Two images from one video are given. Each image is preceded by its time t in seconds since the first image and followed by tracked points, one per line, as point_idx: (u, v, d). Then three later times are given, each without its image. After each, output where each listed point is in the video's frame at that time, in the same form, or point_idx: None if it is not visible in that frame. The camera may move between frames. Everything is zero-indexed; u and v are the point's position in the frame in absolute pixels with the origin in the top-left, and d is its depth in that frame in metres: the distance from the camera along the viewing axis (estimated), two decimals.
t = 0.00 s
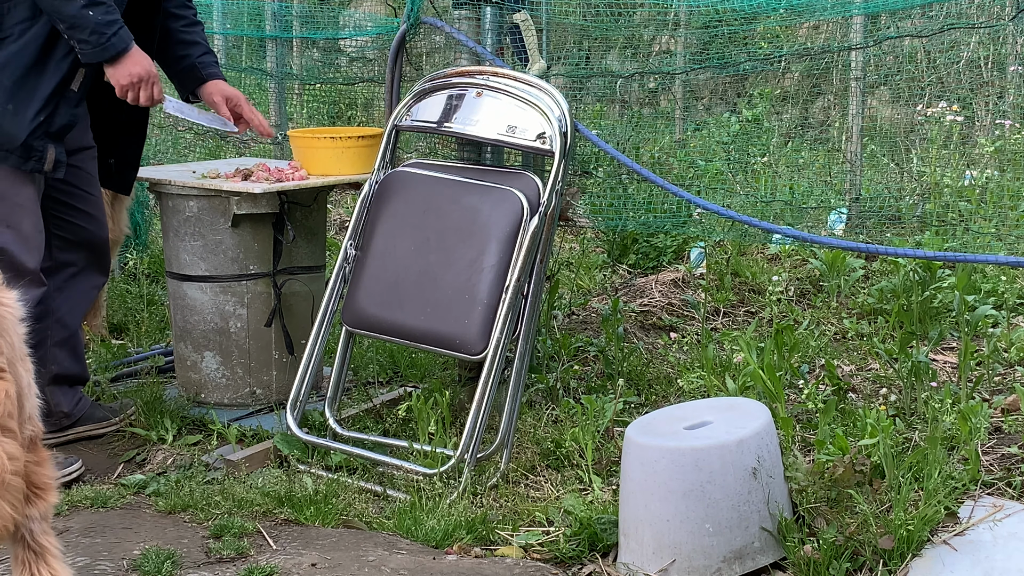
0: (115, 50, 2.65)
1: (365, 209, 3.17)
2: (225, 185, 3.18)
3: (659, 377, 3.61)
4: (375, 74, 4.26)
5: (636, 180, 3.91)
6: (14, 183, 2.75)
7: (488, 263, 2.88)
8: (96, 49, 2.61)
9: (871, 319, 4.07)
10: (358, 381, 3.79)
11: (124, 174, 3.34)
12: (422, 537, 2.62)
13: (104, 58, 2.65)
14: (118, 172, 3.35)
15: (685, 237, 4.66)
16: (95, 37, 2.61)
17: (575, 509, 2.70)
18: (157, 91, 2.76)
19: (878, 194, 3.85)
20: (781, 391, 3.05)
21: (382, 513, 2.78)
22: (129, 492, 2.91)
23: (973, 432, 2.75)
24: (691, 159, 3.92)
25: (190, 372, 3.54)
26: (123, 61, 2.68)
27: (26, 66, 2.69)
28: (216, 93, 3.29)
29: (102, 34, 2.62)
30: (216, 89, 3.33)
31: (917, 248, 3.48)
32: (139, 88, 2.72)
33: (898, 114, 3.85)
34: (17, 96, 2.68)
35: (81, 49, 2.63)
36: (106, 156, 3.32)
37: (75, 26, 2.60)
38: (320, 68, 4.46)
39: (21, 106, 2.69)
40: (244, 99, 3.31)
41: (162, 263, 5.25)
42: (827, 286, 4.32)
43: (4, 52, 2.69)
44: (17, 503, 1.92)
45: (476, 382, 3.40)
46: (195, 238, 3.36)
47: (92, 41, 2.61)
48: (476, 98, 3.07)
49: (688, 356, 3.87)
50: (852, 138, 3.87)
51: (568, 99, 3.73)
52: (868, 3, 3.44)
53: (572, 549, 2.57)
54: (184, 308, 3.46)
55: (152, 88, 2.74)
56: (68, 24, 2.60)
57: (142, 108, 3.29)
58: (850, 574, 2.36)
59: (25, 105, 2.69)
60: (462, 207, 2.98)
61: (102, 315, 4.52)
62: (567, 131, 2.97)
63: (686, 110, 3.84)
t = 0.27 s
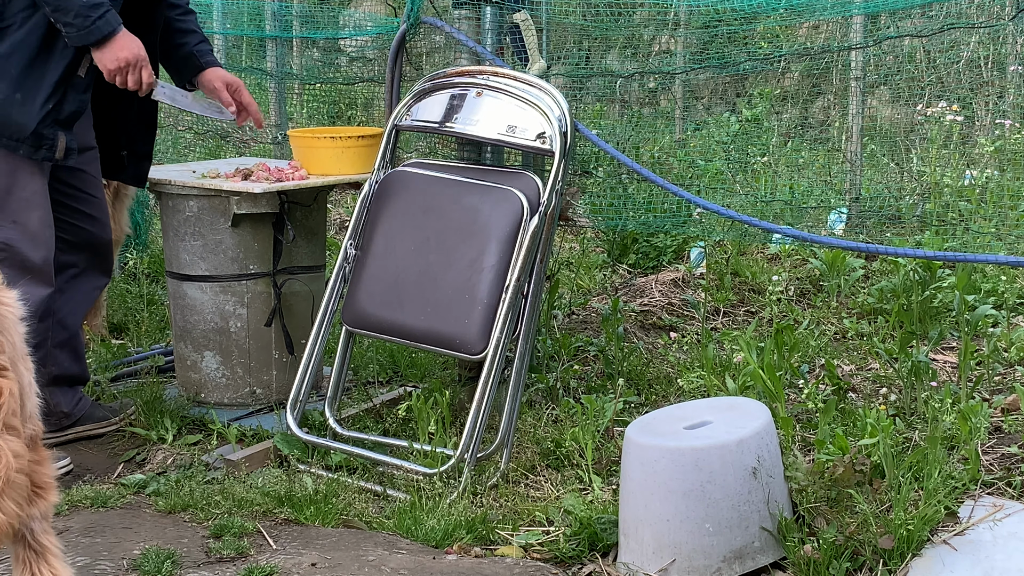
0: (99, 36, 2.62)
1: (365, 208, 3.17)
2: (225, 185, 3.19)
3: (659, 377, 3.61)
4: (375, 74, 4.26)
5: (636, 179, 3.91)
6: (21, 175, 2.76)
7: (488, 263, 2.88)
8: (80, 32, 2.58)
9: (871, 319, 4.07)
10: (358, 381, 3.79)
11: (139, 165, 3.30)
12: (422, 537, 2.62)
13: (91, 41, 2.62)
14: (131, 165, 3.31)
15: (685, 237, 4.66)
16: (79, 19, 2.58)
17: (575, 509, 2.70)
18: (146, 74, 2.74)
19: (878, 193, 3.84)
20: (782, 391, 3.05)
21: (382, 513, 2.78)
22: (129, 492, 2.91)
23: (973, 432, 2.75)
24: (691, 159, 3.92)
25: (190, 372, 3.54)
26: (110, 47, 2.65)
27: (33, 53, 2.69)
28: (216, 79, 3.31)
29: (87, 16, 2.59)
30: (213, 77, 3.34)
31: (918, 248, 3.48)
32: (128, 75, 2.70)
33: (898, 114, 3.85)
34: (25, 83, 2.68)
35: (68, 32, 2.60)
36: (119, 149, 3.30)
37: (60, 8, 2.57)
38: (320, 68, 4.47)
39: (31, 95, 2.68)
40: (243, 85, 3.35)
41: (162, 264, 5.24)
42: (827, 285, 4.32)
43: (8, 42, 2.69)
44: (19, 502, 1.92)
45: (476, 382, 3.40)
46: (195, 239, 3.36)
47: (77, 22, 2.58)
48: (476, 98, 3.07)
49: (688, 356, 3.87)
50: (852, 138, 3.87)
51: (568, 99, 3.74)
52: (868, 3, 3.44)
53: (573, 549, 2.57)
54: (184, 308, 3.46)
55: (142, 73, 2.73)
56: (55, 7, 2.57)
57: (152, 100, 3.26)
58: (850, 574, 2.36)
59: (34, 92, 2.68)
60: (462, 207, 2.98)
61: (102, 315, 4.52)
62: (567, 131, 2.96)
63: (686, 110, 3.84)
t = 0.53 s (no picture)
0: (65, 27, 2.51)
1: (365, 208, 3.17)
2: (225, 185, 3.17)
3: (659, 377, 3.61)
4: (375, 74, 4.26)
5: (636, 179, 3.91)
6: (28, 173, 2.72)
7: (488, 264, 2.88)
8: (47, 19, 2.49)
9: (871, 319, 4.07)
10: (358, 381, 3.79)
11: (163, 152, 3.26)
12: (422, 537, 2.62)
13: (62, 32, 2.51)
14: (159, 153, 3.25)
15: (685, 237, 4.66)
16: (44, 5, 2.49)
17: (575, 509, 2.70)
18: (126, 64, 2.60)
19: (878, 194, 3.84)
20: (782, 391, 3.05)
21: (382, 513, 2.78)
22: (129, 492, 2.91)
23: (973, 432, 2.75)
24: (691, 159, 3.92)
25: (190, 372, 3.54)
26: (84, 38, 2.53)
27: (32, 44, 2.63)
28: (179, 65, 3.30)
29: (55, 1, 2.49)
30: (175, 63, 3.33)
31: (918, 248, 3.48)
32: (102, 68, 2.57)
33: (898, 114, 3.85)
34: (25, 76, 2.63)
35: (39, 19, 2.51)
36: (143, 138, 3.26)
37: None
38: (320, 68, 4.47)
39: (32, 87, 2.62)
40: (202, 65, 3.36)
41: (162, 264, 5.24)
42: (827, 286, 4.32)
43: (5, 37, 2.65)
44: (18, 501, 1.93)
45: (476, 382, 3.40)
46: (195, 239, 3.36)
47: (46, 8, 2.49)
48: (476, 98, 3.06)
49: (688, 356, 3.87)
50: (852, 138, 3.88)
51: (568, 99, 3.74)
52: (868, 3, 3.45)
53: (573, 549, 2.57)
54: (184, 308, 3.46)
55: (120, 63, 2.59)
56: None
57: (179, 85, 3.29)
58: (850, 574, 2.36)
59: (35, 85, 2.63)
60: (463, 208, 2.97)
61: (102, 315, 4.52)
62: (568, 131, 2.96)
63: (686, 110, 3.84)
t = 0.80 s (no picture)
0: (56, 43, 2.36)
1: (365, 208, 3.16)
2: (225, 186, 3.15)
3: (659, 377, 3.61)
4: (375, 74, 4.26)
5: (636, 180, 3.91)
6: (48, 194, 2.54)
7: (488, 264, 2.88)
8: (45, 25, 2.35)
9: (871, 319, 4.07)
10: (358, 381, 3.79)
11: (183, 141, 3.29)
12: (422, 537, 2.62)
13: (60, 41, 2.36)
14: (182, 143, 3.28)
15: (685, 237, 4.66)
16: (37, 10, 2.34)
17: (575, 509, 2.70)
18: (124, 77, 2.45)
19: (879, 194, 3.84)
20: (782, 391, 3.05)
21: (382, 513, 2.78)
22: (129, 492, 2.91)
23: (973, 432, 2.75)
24: (691, 160, 3.91)
25: (190, 372, 3.54)
26: (78, 51, 2.39)
27: (37, 60, 2.49)
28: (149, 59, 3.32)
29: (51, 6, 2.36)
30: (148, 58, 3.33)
31: (918, 248, 3.48)
32: (99, 83, 2.43)
33: (898, 114, 3.84)
34: (37, 90, 2.46)
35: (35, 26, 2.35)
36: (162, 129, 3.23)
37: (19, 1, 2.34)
38: (320, 68, 4.47)
39: (44, 101, 2.46)
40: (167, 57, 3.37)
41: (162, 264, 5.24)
42: (827, 286, 4.32)
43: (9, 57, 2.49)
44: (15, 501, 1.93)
45: (476, 382, 3.40)
46: (196, 238, 3.36)
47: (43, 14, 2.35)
48: (475, 98, 3.07)
49: (688, 356, 3.87)
50: (852, 138, 3.88)
51: (568, 99, 3.74)
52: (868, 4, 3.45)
53: (573, 549, 2.57)
54: (185, 308, 3.46)
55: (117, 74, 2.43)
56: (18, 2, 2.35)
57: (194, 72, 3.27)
58: (850, 574, 2.36)
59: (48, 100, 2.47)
60: (463, 208, 2.97)
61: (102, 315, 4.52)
62: (567, 131, 2.96)
63: (686, 110, 3.84)
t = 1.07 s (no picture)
0: (59, 54, 2.16)
1: (365, 208, 3.15)
2: (225, 185, 3.16)
3: (659, 377, 3.61)
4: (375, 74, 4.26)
5: (636, 180, 3.91)
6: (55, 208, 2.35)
7: (488, 264, 2.88)
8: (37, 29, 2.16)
9: (871, 319, 4.07)
10: (358, 381, 3.80)
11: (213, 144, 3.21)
12: (422, 537, 2.62)
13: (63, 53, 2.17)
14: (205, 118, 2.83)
15: (685, 237, 4.66)
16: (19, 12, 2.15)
17: (575, 509, 2.70)
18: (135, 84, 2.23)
19: (879, 194, 3.84)
20: (782, 391, 3.05)
21: (382, 513, 2.78)
22: (129, 492, 2.91)
23: (973, 432, 2.75)
24: (691, 160, 3.91)
25: (190, 372, 3.54)
26: (84, 59, 2.18)
27: (48, 74, 2.31)
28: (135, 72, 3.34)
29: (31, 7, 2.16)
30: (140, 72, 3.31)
31: (918, 249, 3.47)
32: (109, 94, 2.22)
33: (898, 114, 3.83)
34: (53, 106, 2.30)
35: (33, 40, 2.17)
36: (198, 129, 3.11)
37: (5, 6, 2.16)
38: (320, 68, 4.47)
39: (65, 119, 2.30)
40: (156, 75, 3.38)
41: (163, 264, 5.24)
42: (827, 286, 4.32)
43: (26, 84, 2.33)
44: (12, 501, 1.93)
45: (476, 382, 3.41)
46: (195, 238, 3.36)
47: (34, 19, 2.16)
48: (476, 98, 3.07)
49: (688, 356, 3.87)
50: (852, 138, 3.87)
51: (568, 100, 3.74)
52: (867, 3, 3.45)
53: (572, 549, 2.57)
54: (185, 308, 3.46)
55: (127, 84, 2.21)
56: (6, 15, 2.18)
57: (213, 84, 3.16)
58: (850, 574, 2.36)
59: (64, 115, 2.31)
60: (463, 208, 2.97)
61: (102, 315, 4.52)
62: (567, 131, 2.95)
63: (686, 110, 3.84)
